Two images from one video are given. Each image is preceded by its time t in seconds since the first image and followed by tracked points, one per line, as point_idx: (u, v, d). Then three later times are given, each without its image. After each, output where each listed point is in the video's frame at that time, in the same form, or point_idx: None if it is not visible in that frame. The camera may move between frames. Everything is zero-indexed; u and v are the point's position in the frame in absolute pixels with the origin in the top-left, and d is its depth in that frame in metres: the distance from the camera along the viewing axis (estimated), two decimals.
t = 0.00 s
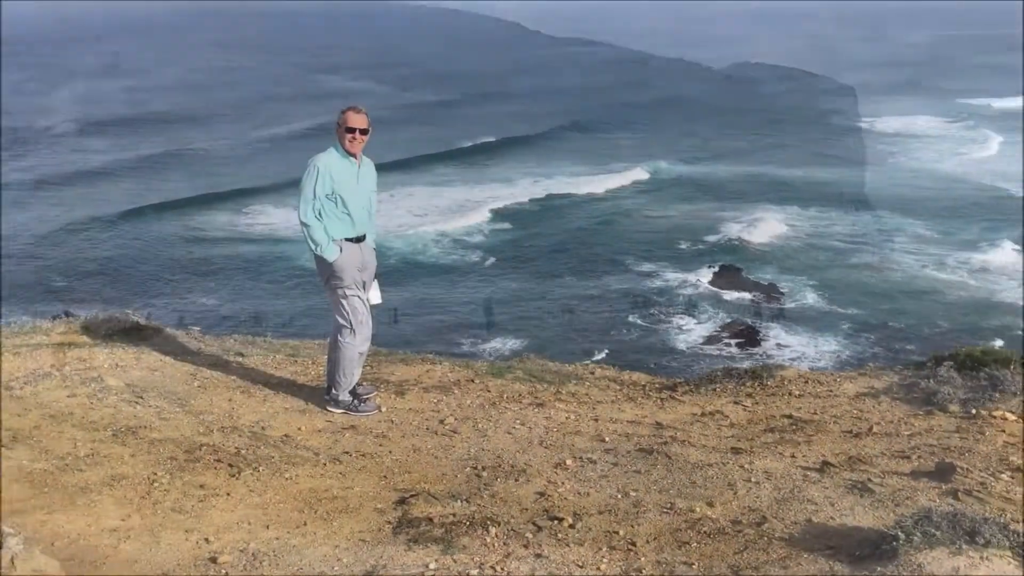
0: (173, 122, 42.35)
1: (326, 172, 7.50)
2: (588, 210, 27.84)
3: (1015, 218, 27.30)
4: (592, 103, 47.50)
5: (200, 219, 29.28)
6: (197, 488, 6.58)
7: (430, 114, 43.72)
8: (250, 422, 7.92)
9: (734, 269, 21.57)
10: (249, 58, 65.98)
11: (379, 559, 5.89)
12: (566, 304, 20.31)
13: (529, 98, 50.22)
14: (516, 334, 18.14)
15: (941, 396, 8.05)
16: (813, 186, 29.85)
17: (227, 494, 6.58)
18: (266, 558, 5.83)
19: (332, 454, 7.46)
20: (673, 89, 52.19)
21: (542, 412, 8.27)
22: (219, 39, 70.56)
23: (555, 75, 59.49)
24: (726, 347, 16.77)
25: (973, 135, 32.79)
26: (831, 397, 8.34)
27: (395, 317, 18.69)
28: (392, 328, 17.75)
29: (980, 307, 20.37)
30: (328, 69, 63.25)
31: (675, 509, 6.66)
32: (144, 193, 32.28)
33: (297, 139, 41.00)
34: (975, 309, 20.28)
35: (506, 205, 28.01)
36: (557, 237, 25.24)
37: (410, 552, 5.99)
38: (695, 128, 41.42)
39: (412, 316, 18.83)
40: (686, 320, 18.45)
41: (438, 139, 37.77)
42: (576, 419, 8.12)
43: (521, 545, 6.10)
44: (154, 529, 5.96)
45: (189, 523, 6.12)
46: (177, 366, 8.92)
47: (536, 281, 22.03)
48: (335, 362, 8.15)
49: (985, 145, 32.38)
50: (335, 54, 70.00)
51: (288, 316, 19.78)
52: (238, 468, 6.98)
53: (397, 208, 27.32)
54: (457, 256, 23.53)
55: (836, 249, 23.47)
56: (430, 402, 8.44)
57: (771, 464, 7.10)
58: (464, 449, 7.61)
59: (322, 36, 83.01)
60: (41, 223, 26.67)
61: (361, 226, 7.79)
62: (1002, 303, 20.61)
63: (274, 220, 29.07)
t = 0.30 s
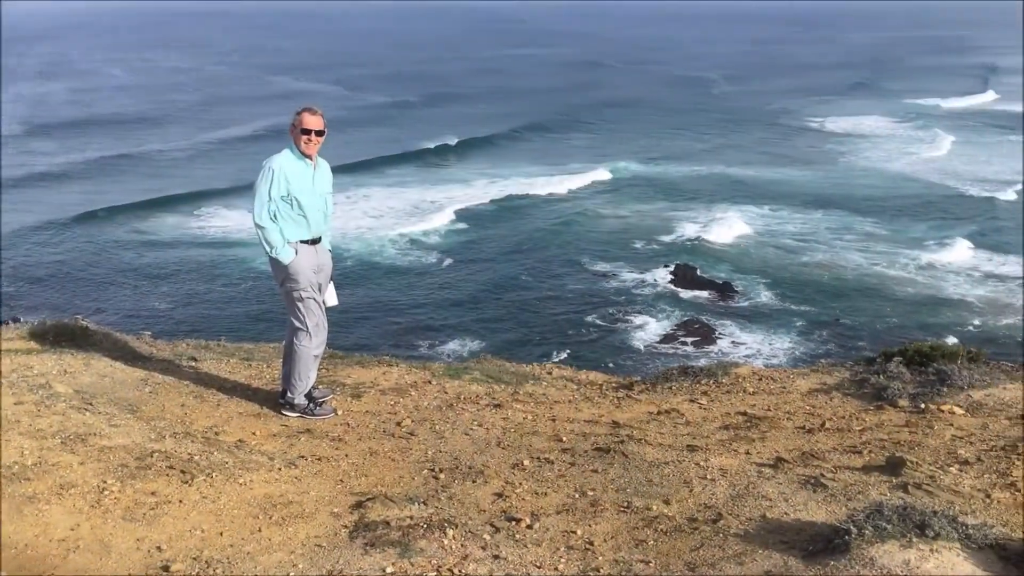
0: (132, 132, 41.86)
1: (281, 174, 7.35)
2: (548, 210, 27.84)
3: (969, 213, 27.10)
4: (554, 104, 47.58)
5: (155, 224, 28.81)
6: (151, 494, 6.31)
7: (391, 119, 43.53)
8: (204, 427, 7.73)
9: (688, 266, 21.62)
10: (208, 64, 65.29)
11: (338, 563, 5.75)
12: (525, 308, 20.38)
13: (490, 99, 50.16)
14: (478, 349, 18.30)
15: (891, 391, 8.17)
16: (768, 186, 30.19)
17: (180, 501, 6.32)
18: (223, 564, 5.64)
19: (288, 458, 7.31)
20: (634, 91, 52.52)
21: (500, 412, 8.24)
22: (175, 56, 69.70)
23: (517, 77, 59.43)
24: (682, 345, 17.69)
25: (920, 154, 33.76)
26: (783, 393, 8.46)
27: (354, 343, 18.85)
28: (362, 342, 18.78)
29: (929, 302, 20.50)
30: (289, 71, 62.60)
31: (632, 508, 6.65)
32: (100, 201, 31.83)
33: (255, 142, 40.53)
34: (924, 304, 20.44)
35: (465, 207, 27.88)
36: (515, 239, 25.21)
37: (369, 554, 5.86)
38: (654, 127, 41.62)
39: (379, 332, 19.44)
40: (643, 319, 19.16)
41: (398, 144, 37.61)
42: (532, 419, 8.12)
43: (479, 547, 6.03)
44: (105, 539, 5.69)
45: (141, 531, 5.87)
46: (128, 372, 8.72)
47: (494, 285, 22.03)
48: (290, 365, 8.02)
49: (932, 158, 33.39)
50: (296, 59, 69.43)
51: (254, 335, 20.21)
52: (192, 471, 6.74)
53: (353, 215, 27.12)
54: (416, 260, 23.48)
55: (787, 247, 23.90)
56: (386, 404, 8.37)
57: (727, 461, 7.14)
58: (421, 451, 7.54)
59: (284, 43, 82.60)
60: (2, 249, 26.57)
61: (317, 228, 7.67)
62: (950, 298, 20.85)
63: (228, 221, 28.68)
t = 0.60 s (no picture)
0: (86, 134, 41.11)
1: (235, 175, 7.18)
2: (507, 210, 27.81)
3: (924, 209, 27.16)
4: (515, 104, 47.57)
5: (108, 228, 28.30)
6: (101, 503, 6.09)
7: (352, 119, 43.23)
8: (156, 433, 7.55)
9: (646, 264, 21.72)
10: (165, 65, 64.29)
11: (293, 568, 5.63)
12: (484, 308, 20.35)
13: (451, 99, 50.01)
14: (437, 350, 18.25)
15: (843, 385, 8.26)
16: (725, 184, 30.43)
17: (131, 509, 6.12)
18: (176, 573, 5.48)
19: (243, 463, 7.16)
20: (594, 91, 52.72)
21: (458, 413, 8.18)
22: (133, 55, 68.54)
23: (479, 77, 59.33)
24: (639, 342, 17.76)
25: (873, 153, 34.22)
26: (738, 389, 8.51)
27: (312, 345, 18.73)
28: (320, 345, 18.70)
29: (880, 297, 20.67)
30: (248, 71, 61.86)
31: (590, 507, 6.63)
32: (52, 204, 31.24)
33: (213, 143, 40.00)
34: (875, 299, 20.59)
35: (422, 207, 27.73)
36: (474, 238, 25.16)
37: (324, 558, 5.75)
38: (613, 126, 41.79)
39: (339, 334, 19.36)
40: (601, 316, 19.24)
41: (357, 145, 37.36)
42: (490, 420, 8.07)
43: (438, 549, 5.95)
44: (56, 550, 5.47)
45: (92, 541, 5.65)
46: (77, 377, 8.50)
47: (452, 285, 21.97)
48: (244, 369, 7.87)
49: (884, 155, 33.87)
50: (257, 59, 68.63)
51: (209, 340, 19.97)
52: (144, 478, 6.54)
53: (308, 216, 26.86)
54: (374, 261, 23.35)
55: (740, 243, 24.13)
56: (343, 407, 8.26)
57: (684, 457, 7.15)
58: (378, 454, 7.45)
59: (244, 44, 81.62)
60: None
61: (272, 230, 7.50)
62: (902, 293, 20.99)
63: (184, 222, 28.34)
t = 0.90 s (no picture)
0: (35, 134, 40.14)
1: (184, 175, 7.04)
2: (466, 209, 27.73)
3: (877, 206, 27.53)
4: (475, 102, 47.46)
5: (57, 230, 27.70)
6: (49, 511, 5.91)
7: (311, 118, 42.81)
8: (108, 438, 7.37)
9: (603, 261, 21.78)
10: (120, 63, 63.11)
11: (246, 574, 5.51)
12: (441, 308, 20.28)
13: (412, 98, 49.75)
14: (394, 351, 18.16)
15: (797, 379, 8.34)
16: (682, 181, 30.63)
17: (80, 516, 5.94)
18: None
19: (197, 467, 7.02)
20: (555, 89, 52.80)
21: (415, 412, 8.12)
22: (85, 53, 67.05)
23: (441, 76, 59.09)
24: (597, 339, 17.85)
25: (827, 150, 34.69)
26: (693, 384, 8.58)
27: (267, 347, 18.54)
28: (276, 347, 18.52)
29: (830, 292, 20.90)
30: (206, 70, 60.98)
31: (547, 505, 6.61)
32: None
33: (168, 143, 39.33)
34: (826, 294, 20.82)
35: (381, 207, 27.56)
36: (431, 238, 25.06)
37: (278, 563, 5.64)
38: (572, 124, 41.95)
39: (296, 336, 19.18)
40: (560, 313, 19.29)
41: (315, 144, 37.00)
42: (447, 419, 8.02)
43: (394, 550, 5.88)
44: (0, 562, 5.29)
45: (40, 552, 5.47)
46: (24, 383, 8.28)
47: (409, 285, 21.86)
48: (197, 372, 7.71)
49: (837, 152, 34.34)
50: (216, 58, 67.66)
51: (162, 344, 19.63)
52: (94, 484, 6.37)
53: (263, 216, 26.52)
54: (330, 261, 23.17)
55: (695, 240, 24.32)
56: (299, 409, 8.16)
57: (640, 454, 7.16)
58: (334, 456, 7.36)
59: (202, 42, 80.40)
60: None
61: (223, 230, 7.37)
62: (853, 287, 21.23)
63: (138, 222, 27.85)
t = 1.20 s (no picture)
0: None
1: (131, 178, 6.91)
2: (424, 210, 27.61)
3: (833, 207, 27.70)
4: (434, 104, 47.32)
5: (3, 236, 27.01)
6: None
7: (269, 120, 42.36)
8: (54, 447, 7.17)
9: (559, 262, 21.74)
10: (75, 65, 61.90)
11: None
12: (398, 311, 20.19)
13: (371, 100, 49.46)
14: (350, 354, 18.01)
15: (750, 377, 8.40)
16: (638, 181, 30.78)
17: (26, 527, 5.77)
18: None
19: (147, 475, 6.85)
20: (514, 90, 52.80)
21: (370, 416, 8.03)
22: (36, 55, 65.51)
23: (401, 77, 58.79)
24: (553, 340, 17.89)
25: (781, 150, 35.02)
26: (648, 383, 8.61)
27: (222, 353, 18.31)
28: (229, 353, 18.24)
29: (782, 290, 20.99)
30: (164, 71, 60.04)
31: (504, 507, 6.56)
32: None
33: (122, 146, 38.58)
34: (778, 292, 20.89)
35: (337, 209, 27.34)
36: (387, 240, 24.92)
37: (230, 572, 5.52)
38: (531, 125, 42.00)
39: (250, 341, 18.94)
40: (517, 315, 19.31)
41: (272, 146, 36.60)
42: (402, 422, 7.94)
43: (349, 555, 5.78)
44: None
45: None
46: None
47: (364, 288, 21.73)
48: (146, 378, 7.55)
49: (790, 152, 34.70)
50: (174, 59, 66.68)
51: (111, 352, 19.23)
52: (40, 494, 6.18)
53: (216, 220, 26.14)
54: (286, 264, 22.95)
55: (649, 239, 24.44)
56: (252, 414, 8.03)
57: (597, 454, 7.15)
58: (288, 461, 7.23)
59: (159, 43, 79.16)
60: None
61: (171, 234, 7.24)
62: (804, 285, 21.34)
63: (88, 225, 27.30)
